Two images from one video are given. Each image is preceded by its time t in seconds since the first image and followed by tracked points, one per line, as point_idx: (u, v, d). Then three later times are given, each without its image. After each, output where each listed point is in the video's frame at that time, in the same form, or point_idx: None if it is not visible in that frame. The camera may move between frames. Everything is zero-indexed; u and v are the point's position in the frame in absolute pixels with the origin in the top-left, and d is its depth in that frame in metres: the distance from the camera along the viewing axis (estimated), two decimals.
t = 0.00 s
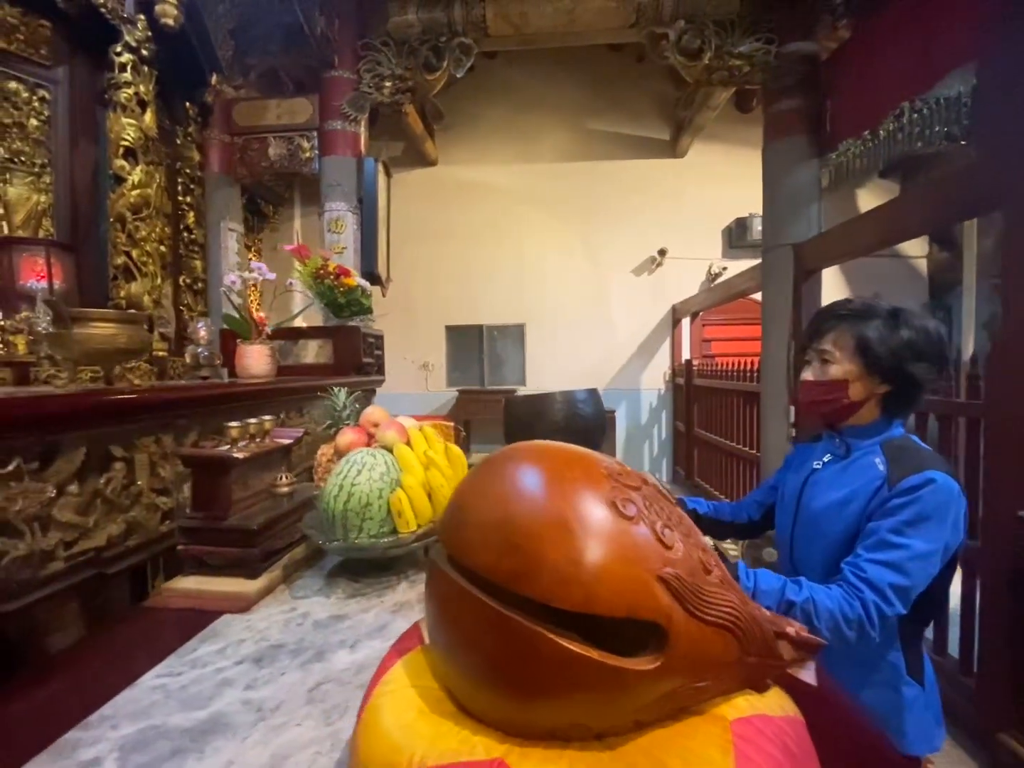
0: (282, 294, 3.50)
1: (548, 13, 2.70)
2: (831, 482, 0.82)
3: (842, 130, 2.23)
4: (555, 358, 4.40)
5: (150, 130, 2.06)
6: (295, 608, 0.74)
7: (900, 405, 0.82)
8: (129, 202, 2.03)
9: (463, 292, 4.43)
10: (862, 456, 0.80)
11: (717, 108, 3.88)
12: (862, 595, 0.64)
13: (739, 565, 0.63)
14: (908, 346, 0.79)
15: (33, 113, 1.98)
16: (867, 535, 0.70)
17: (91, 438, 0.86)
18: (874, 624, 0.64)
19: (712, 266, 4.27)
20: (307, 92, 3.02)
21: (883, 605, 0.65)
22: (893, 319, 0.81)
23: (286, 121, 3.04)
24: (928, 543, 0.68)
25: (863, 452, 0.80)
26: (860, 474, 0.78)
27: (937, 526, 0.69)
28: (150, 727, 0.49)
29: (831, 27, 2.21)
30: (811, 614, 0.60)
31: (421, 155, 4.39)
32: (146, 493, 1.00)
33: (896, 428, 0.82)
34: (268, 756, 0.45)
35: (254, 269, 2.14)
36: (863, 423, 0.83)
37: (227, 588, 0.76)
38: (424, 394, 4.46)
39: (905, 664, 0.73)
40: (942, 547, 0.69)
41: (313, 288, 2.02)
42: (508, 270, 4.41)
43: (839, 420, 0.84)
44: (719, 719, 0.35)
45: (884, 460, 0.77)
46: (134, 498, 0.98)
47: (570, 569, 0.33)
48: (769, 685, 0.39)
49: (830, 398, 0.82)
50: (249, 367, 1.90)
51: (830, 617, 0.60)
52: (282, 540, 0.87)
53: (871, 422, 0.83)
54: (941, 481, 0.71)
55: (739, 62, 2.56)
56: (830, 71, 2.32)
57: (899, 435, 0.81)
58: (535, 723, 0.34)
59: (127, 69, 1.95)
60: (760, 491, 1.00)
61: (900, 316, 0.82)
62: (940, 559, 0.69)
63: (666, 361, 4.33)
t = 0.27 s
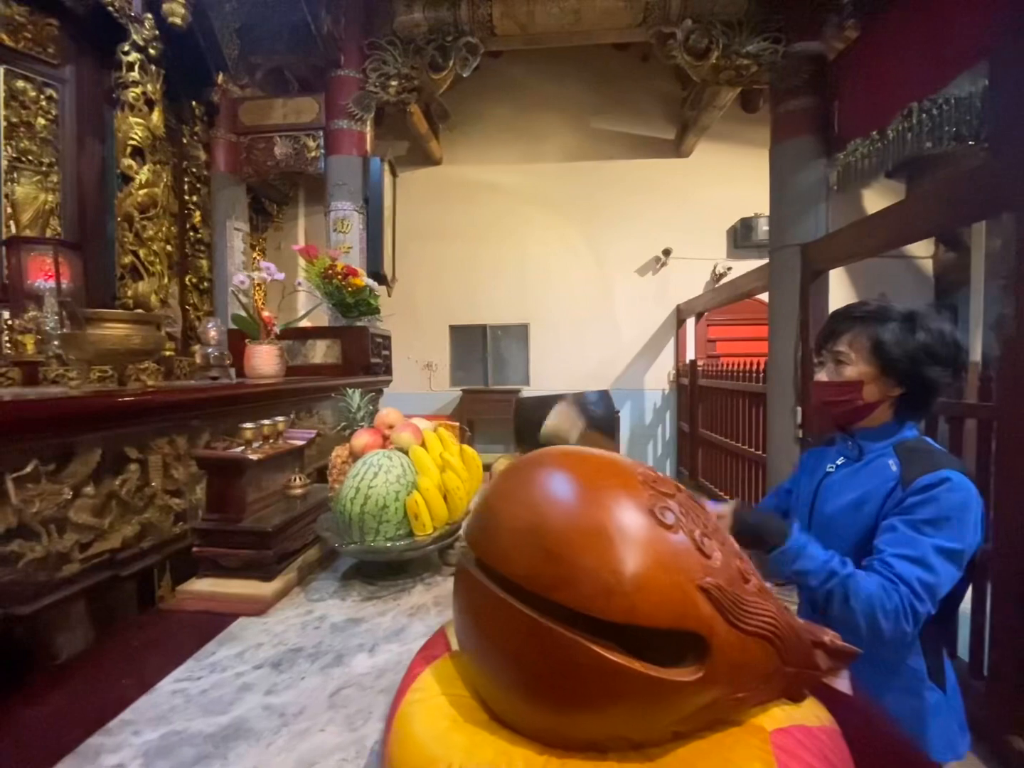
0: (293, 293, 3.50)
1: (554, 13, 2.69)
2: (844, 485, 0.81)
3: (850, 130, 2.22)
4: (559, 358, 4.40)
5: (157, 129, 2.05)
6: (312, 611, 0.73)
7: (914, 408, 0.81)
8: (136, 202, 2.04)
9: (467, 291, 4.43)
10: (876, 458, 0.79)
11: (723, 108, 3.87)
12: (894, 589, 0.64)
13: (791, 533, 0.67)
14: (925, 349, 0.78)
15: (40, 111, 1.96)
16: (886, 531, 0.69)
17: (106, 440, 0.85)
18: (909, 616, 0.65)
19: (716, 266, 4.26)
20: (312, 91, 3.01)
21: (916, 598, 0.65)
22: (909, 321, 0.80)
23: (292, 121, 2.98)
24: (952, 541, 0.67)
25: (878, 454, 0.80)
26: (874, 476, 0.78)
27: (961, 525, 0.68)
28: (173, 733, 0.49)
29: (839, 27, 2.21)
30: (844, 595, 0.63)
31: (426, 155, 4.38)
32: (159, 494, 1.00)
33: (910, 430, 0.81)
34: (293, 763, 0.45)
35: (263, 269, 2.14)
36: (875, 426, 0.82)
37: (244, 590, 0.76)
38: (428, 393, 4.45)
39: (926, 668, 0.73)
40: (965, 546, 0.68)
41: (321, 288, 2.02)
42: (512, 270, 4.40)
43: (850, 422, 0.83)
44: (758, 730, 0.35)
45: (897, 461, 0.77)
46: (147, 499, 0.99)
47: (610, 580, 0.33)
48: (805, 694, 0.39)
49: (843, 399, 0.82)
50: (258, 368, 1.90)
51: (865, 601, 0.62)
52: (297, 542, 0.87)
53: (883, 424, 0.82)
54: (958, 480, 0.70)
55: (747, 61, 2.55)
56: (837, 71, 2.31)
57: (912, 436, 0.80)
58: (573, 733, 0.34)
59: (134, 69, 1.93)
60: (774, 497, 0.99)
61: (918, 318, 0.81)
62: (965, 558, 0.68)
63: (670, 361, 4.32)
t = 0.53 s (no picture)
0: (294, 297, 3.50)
1: (561, 12, 2.69)
2: (850, 483, 0.82)
3: (858, 130, 2.21)
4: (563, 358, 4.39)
5: (165, 129, 2.05)
6: (327, 613, 0.74)
7: (922, 406, 0.80)
8: (144, 202, 2.05)
9: (471, 291, 4.42)
10: (882, 457, 0.80)
11: (728, 107, 3.86)
12: (895, 559, 0.65)
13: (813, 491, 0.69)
14: (932, 350, 0.75)
15: (48, 112, 1.96)
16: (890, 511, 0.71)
17: (122, 441, 0.86)
18: (907, 591, 0.64)
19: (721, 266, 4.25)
20: (319, 91, 3.01)
21: (914, 571, 0.65)
22: (915, 320, 0.76)
23: (299, 121, 3.00)
24: (956, 525, 0.68)
25: (885, 452, 0.80)
26: (881, 473, 0.78)
27: (965, 511, 0.68)
28: (195, 736, 0.49)
29: (847, 26, 2.20)
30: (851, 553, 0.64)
31: (431, 155, 4.38)
32: (173, 495, 1.00)
33: (919, 430, 0.81)
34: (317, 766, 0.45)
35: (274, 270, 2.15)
36: (884, 426, 0.83)
37: (260, 592, 0.77)
38: (432, 393, 4.45)
39: (935, 668, 0.71)
40: (966, 533, 0.68)
41: (329, 288, 2.02)
42: (516, 269, 4.39)
43: (859, 422, 0.83)
44: (791, 738, 0.35)
45: (904, 459, 0.77)
46: (161, 499, 0.98)
47: (646, 589, 0.32)
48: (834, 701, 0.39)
49: (851, 401, 0.82)
50: (267, 368, 1.91)
51: (867, 561, 0.63)
52: (312, 543, 0.87)
53: (889, 424, 0.82)
54: (961, 471, 0.71)
55: (754, 61, 2.54)
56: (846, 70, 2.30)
57: (921, 435, 0.80)
58: (605, 741, 0.34)
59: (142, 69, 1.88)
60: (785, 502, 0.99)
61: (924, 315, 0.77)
62: (966, 545, 0.69)
63: (674, 361, 4.31)
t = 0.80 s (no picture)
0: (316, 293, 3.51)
1: (568, 12, 2.69)
2: (860, 484, 0.81)
3: (866, 129, 2.20)
4: (568, 358, 4.39)
5: (174, 130, 2.06)
6: (342, 613, 0.74)
7: (930, 408, 0.80)
8: (153, 202, 2.06)
9: (476, 291, 4.43)
10: (893, 458, 0.79)
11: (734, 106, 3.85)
12: (975, 603, 0.63)
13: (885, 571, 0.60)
14: (941, 353, 0.77)
15: (58, 113, 1.97)
16: (932, 538, 0.68)
17: (138, 441, 0.87)
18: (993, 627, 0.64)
19: (727, 266, 4.24)
20: (325, 92, 3.02)
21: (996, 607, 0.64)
22: (924, 325, 0.78)
23: (306, 121, 2.97)
24: (995, 538, 0.67)
25: (895, 453, 0.80)
26: (893, 475, 0.77)
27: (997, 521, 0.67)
28: (218, 736, 0.49)
29: (855, 26, 2.19)
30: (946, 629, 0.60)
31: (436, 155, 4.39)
32: (188, 496, 1.01)
33: (925, 430, 0.80)
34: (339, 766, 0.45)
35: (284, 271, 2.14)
36: (891, 426, 0.82)
37: (276, 592, 0.78)
38: (437, 393, 4.46)
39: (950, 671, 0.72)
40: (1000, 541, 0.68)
41: (338, 288, 2.03)
42: (521, 269, 4.40)
43: (867, 423, 0.83)
44: (820, 746, 0.36)
45: (913, 461, 0.77)
46: (177, 500, 0.99)
47: (675, 595, 0.32)
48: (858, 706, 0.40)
49: (860, 401, 0.81)
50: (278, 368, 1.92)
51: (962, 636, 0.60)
52: (325, 544, 0.88)
53: (896, 426, 0.82)
54: (979, 477, 0.71)
55: (762, 60, 2.53)
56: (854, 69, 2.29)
57: (928, 437, 0.79)
58: (632, 746, 0.34)
59: (150, 70, 1.93)
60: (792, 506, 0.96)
61: (931, 320, 0.79)
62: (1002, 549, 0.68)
63: (680, 361, 4.31)
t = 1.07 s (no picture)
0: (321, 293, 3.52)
1: (575, 12, 2.69)
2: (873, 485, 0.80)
3: (875, 128, 2.19)
4: (574, 359, 4.39)
5: (183, 132, 2.01)
6: (358, 612, 0.75)
7: (939, 409, 0.79)
8: (165, 204, 2.00)
9: (482, 291, 4.43)
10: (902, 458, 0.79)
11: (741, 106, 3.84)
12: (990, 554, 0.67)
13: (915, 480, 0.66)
14: (950, 354, 0.75)
15: (70, 115, 1.98)
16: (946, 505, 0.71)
17: (156, 442, 0.89)
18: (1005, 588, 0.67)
19: (734, 265, 4.23)
20: (333, 93, 3.03)
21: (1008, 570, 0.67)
22: (930, 325, 0.77)
23: (313, 122, 3.03)
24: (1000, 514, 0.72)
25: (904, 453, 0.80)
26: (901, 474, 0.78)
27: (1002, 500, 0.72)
28: (240, 733, 0.50)
29: (864, 24, 2.18)
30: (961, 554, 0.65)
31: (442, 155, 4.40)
32: (202, 495, 1.02)
33: (935, 431, 0.80)
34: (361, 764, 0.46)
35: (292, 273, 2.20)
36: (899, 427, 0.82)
37: (292, 590, 0.79)
38: (443, 392, 4.47)
39: (963, 669, 0.72)
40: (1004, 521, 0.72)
41: (347, 289, 2.04)
42: (527, 269, 4.40)
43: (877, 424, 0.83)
44: (842, 744, 0.37)
45: (923, 460, 0.77)
46: (191, 499, 1.01)
47: (700, 595, 0.33)
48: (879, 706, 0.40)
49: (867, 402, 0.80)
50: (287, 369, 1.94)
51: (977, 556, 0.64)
52: (338, 544, 0.89)
53: (906, 427, 0.82)
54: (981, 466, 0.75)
55: (770, 60, 2.52)
56: (863, 67, 2.28)
57: (939, 437, 0.79)
58: (658, 746, 0.34)
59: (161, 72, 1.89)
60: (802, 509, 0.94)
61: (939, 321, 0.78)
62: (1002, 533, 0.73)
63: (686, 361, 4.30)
